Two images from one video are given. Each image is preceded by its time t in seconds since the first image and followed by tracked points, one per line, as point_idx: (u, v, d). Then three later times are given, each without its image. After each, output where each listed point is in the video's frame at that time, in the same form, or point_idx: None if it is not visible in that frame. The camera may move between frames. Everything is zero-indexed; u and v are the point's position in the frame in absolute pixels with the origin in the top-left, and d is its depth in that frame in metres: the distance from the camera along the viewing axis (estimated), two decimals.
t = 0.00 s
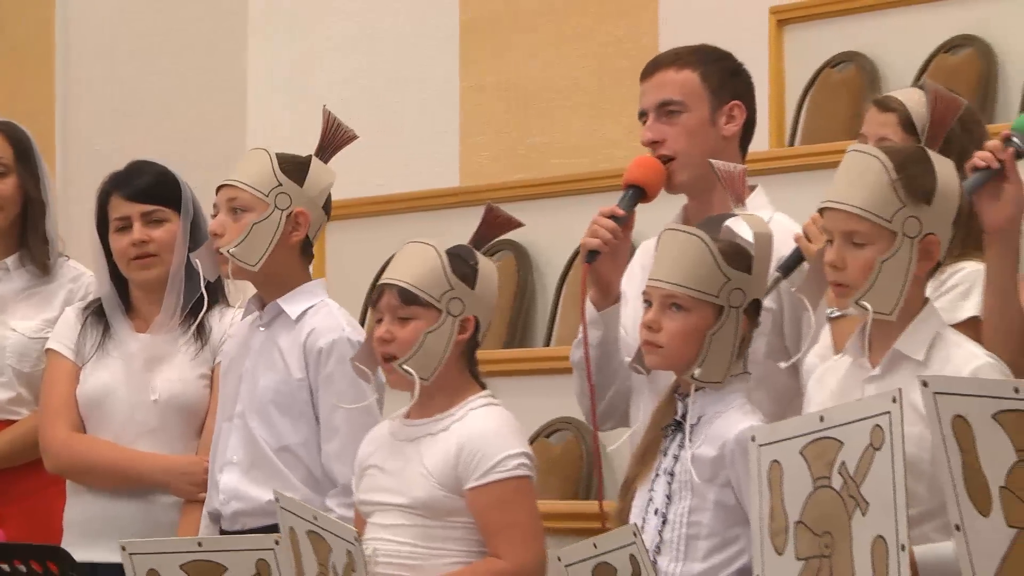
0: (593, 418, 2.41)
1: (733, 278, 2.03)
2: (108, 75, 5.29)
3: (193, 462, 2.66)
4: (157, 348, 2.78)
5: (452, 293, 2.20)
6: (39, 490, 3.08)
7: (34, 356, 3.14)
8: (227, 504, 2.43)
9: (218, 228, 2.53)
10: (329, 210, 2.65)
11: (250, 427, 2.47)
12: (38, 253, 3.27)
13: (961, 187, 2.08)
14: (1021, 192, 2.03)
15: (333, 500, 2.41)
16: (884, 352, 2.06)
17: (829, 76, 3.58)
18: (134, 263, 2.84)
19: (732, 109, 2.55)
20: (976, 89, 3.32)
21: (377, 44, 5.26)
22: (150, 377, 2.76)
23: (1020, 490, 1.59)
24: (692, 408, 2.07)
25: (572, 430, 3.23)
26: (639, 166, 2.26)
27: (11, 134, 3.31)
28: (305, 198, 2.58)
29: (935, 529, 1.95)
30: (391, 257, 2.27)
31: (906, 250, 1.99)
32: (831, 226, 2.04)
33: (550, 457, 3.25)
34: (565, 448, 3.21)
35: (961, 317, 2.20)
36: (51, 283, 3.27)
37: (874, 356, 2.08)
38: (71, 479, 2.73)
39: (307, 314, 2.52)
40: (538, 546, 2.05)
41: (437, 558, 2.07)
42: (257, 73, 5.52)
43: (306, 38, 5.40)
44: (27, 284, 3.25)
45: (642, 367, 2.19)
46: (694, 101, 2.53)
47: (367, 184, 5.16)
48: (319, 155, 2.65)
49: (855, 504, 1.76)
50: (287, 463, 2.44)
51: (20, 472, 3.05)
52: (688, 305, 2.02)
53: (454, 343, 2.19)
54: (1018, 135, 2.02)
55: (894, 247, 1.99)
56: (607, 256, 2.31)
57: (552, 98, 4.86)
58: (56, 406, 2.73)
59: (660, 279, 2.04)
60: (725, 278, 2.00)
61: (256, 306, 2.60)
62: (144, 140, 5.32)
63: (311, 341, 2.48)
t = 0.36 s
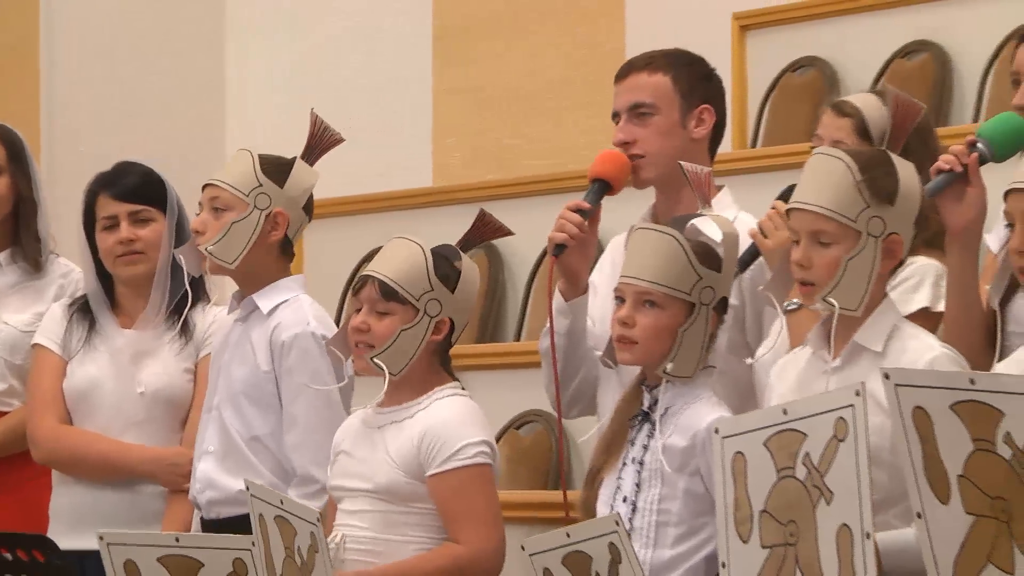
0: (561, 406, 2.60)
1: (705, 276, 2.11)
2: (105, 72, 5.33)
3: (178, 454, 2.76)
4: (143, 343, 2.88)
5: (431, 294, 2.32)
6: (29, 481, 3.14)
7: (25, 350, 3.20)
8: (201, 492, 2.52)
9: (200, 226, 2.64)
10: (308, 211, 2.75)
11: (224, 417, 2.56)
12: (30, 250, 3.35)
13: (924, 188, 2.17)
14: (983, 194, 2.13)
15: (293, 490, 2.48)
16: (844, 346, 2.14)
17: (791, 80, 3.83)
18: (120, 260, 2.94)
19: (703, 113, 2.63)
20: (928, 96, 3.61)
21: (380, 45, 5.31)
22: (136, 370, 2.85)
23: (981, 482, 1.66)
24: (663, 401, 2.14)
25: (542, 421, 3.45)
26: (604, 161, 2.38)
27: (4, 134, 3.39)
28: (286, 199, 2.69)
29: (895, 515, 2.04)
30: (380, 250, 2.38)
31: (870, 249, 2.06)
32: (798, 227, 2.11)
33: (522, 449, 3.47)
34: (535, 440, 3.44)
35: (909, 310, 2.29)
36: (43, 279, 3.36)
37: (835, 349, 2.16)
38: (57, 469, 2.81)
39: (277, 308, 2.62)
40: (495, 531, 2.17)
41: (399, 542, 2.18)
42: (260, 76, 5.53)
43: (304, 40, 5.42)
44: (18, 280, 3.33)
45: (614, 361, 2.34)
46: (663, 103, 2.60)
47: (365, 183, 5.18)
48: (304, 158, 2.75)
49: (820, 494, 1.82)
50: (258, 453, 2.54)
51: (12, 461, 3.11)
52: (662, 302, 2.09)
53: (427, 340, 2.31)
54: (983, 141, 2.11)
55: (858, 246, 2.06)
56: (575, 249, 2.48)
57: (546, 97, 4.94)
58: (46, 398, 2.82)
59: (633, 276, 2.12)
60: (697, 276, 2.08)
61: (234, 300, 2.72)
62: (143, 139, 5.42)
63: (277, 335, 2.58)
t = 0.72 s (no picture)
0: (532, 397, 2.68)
1: (669, 271, 2.20)
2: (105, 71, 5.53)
3: (153, 445, 2.82)
4: (122, 336, 2.95)
5: (419, 293, 2.49)
6: (14, 473, 3.19)
7: (13, 345, 3.25)
8: (183, 482, 2.64)
9: (186, 222, 2.76)
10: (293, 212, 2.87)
11: (204, 411, 2.68)
12: (19, 246, 3.41)
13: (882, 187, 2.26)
14: (938, 194, 2.21)
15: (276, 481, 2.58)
16: (807, 341, 2.21)
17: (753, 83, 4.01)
18: (101, 258, 3.02)
19: (674, 115, 2.69)
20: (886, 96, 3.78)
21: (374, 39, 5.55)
22: (115, 363, 2.92)
23: (940, 471, 1.74)
24: (627, 394, 2.24)
25: (510, 413, 3.54)
26: (575, 160, 2.45)
27: None
28: (268, 198, 2.81)
29: (855, 504, 2.09)
30: (369, 248, 2.54)
31: (826, 246, 2.14)
32: (759, 225, 2.18)
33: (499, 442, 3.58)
34: (505, 431, 3.53)
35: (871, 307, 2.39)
36: (31, 276, 3.41)
37: (795, 341, 2.23)
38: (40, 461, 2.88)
39: (259, 306, 2.74)
40: (476, 518, 2.30)
41: (385, 528, 2.34)
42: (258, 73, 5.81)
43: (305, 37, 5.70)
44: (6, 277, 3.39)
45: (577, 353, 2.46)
46: (634, 103, 2.67)
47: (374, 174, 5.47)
48: (288, 156, 2.84)
49: (780, 486, 1.90)
50: (238, 445, 2.65)
51: None
52: (627, 295, 2.18)
53: (415, 338, 2.47)
54: (939, 143, 2.21)
55: (815, 243, 2.13)
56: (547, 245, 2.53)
57: (544, 96, 5.13)
58: (30, 392, 2.90)
59: (601, 272, 2.21)
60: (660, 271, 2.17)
61: (216, 297, 2.84)
62: (141, 139, 5.69)
63: (259, 332, 2.70)
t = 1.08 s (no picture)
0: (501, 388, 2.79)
1: (625, 267, 2.38)
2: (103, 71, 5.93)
3: (122, 437, 3.12)
4: (97, 332, 3.27)
5: (404, 285, 2.72)
6: None
7: None
8: (173, 470, 2.83)
9: (172, 217, 2.99)
10: (270, 209, 3.12)
11: (194, 402, 2.89)
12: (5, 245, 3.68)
13: (836, 182, 2.34)
14: (891, 191, 2.30)
15: (273, 470, 2.78)
16: (765, 334, 2.28)
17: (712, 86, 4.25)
18: (79, 255, 3.37)
19: (640, 117, 2.76)
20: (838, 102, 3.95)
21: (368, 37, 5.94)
22: (89, 358, 3.24)
23: (896, 461, 1.84)
24: (589, 385, 2.42)
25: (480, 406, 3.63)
26: (544, 159, 2.49)
27: None
28: (251, 196, 3.05)
29: (810, 493, 2.17)
30: (354, 246, 2.77)
31: (783, 242, 2.20)
32: (718, 221, 2.26)
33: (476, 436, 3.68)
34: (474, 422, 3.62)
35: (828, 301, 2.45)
36: (16, 272, 3.66)
37: (755, 336, 2.31)
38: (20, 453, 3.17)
39: (249, 303, 2.96)
40: (459, 504, 2.52)
41: (373, 513, 2.55)
42: (262, 74, 6.14)
43: (305, 37, 6.04)
44: None
45: (541, 348, 2.54)
46: (602, 104, 2.73)
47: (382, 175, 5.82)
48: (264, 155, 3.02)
49: (738, 473, 1.97)
50: (230, 436, 2.86)
51: None
52: (585, 290, 2.37)
53: (399, 329, 2.70)
54: (893, 142, 2.31)
55: (771, 239, 2.20)
56: (514, 241, 2.62)
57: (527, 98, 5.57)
58: (9, 386, 3.23)
59: (561, 268, 2.40)
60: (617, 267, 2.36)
61: (198, 292, 3.06)
62: (142, 139, 6.08)
63: (254, 328, 2.91)
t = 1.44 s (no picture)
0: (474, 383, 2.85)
1: (596, 264, 2.46)
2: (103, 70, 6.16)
3: (102, 429, 3.19)
4: (77, 326, 3.34)
5: (383, 278, 2.81)
6: None
7: None
8: (163, 462, 2.92)
9: (157, 219, 3.06)
10: (251, 206, 3.21)
11: (183, 396, 2.97)
12: None
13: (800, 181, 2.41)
14: (853, 190, 2.38)
15: (265, 464, 2.85)
16: (732, 329, 2.35)
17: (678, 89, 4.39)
18: (60, 251, 3.42)
19: (610, 120, 2.84)
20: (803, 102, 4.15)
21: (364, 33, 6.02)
22: (69, 352, 3.31)
23: (856, 452, 1.93)
24: (559, 378, 2.50)
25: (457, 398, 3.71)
26: (516, 160, 2.57)
27: None
28: (234, 195, 3.13)
29: (774, 483, 2.24)
30: (332, 247, 2.86)
31: (750, 240, 2.28)
32: (688, 220, 2.33)
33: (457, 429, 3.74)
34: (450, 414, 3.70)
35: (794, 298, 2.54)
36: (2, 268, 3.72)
37: (722, 330, 2.38)
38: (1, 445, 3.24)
39: (235, 298, 3.04)
40: (442, 493, 2.62)
41: (359, 502, 2.64)
42: (254, 73, 6.19)
43: (306, 37, 6.12)
44: None
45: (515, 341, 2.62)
46: (573, 107, 2.80)
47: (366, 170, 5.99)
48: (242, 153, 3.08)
49: (704, 462, 2.04)
50: (218, 429, 2.94)
51: None
52: (557, 286, 2.44)
53: (383, 320, 2.78)
54: (855, 141, 2.36)
55: (738, 237, 2.28)
56: (489, 243, 2.71)
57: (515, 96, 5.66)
58: None
59: (535, 265, 2.47)
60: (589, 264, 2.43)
61: (184, 290, 3.12)
62: (142, 139, 6.32)
63: (242, 324, 2.99)
